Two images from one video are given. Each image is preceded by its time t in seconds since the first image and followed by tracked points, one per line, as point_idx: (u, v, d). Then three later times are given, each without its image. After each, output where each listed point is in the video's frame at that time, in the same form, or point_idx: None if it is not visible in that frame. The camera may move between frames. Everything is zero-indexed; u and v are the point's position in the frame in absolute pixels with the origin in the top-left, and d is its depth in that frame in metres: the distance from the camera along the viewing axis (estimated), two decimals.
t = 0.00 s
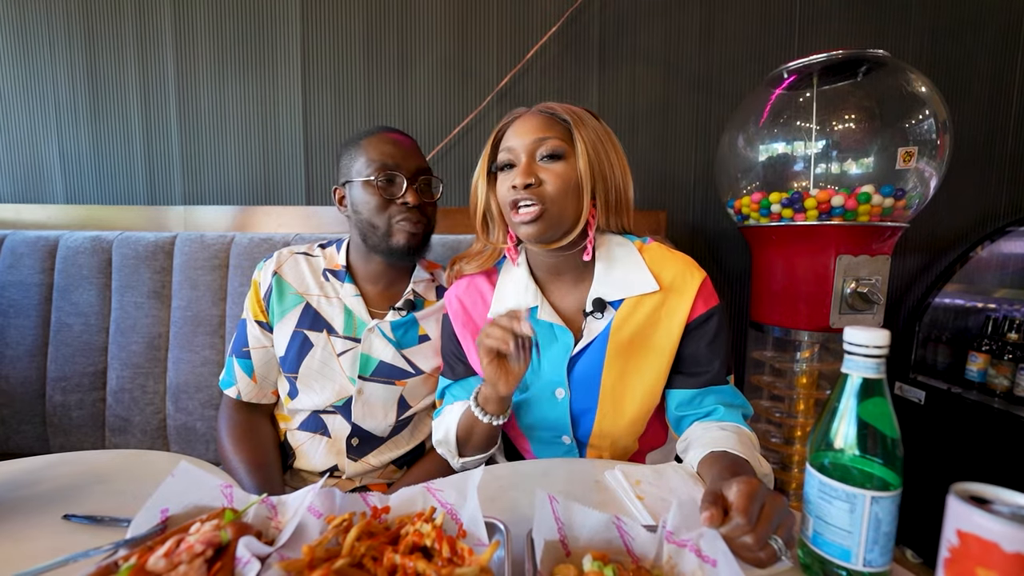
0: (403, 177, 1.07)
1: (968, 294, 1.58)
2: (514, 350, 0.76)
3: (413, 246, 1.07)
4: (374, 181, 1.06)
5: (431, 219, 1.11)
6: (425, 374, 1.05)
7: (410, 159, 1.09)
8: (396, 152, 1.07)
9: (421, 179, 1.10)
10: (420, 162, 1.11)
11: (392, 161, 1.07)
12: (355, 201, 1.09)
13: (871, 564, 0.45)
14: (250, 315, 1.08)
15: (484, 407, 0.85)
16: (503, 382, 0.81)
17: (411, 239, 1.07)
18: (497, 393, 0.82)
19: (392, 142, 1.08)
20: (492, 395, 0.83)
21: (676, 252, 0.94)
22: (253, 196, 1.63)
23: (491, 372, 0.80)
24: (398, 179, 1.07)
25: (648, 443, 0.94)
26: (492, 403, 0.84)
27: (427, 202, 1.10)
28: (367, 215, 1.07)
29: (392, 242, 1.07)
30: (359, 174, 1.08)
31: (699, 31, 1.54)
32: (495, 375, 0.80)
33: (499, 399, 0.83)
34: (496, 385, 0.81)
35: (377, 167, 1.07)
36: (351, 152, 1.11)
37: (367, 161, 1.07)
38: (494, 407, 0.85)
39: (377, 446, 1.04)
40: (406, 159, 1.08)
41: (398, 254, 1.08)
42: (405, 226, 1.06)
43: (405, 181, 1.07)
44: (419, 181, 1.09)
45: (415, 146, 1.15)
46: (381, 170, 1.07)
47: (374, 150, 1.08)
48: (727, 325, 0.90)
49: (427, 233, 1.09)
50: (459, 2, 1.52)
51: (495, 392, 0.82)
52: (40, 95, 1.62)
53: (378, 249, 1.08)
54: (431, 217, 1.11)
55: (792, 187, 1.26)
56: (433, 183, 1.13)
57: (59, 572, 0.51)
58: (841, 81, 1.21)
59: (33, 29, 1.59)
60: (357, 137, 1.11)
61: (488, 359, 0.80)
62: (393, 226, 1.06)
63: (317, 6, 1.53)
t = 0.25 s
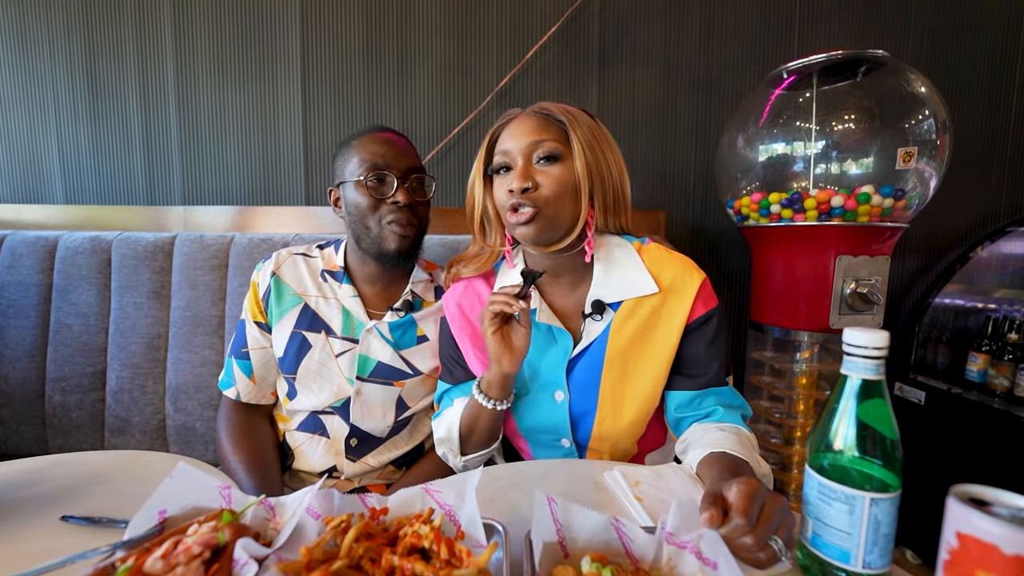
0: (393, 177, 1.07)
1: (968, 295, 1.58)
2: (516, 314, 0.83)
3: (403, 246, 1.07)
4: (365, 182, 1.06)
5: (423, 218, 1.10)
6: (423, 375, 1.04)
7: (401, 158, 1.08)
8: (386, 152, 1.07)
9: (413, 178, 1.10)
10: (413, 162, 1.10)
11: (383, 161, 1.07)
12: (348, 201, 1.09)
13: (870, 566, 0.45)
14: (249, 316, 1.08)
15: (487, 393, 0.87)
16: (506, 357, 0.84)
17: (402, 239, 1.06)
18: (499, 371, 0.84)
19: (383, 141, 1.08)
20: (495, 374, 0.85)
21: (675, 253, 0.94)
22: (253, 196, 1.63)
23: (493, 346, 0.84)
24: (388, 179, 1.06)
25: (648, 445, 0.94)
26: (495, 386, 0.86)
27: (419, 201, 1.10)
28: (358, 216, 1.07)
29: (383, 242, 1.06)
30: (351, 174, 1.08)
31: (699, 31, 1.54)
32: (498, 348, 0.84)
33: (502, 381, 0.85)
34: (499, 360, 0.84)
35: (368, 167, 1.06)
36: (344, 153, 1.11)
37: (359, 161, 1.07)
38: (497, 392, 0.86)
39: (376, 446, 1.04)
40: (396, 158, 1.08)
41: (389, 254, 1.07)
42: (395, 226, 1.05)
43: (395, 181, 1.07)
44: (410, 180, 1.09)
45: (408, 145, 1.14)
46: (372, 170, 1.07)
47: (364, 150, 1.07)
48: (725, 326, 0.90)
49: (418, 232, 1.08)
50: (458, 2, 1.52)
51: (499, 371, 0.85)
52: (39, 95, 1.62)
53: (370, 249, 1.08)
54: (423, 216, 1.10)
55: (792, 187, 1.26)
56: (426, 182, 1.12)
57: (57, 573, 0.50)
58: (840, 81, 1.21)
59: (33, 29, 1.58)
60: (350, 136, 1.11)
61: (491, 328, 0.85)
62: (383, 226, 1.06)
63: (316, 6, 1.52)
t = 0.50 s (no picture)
0: (386, 175, 1.06)
1: (969, 294, 1.58)
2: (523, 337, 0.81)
3: (395, 245, 1.06)
4: (358, 181, 1.06)
5: (418, 217, 1.09)
6: (423, 376, 1.04)
7: (396, 156, 1.08)
8: (381, 150, 1.07)
9: (408, 177, 1.09)
10: (409, 160, 1.10)
11: (377, 160, 1.06)
12: (343, 200, 1.10)
13: (874, 564, 0.45)
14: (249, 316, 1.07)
15: (493, 409, 0.85)
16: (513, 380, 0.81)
17: (393, 238, 1.05)
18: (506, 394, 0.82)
19: (379, 140, 1.08)
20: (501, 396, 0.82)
21: (676, 253, 0.94)
22: (253, 195, 1.63)
23: (502, 370, 0.81)
24: (381, 177, 1.06)
25: (648, 444, 0.94)
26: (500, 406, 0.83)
27: (413, 200, 1.09)
28: (352, 215, 1.08)
29: (376, 241, 1.06)
30: (346, 173, 1.08)
31: (699, 30, 1.54)
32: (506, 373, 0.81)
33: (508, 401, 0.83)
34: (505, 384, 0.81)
35: (362, 166, 1.06)
36: (341, 152, 1.11)
37: (354, 160, 1.07)
38: (503, 409, 0.84)
39: (377, 446, 1.04)
40: (391, 157, 1.07)
41: (381, 254, 1.07)
42: (387, 225, 1.05)
43: (388, 179, 1.06)
44: (404, 179, 1.08)
45: (407, 143, 1.13)
46: (366, 169, 1.07)
47: (359, 148, 1.07)
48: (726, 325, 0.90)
49: (412, 231, 1.08)
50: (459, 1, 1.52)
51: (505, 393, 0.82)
52: (40, 95, 1.62)
53: (363, 248, 1.08)
54: (417, 216, 1.09)
55: (793, 186, 1.25)
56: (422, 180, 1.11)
57: (58, 572, 0.50)
58: (841, 80, 1.21)
59: (33, 29, 1.58)
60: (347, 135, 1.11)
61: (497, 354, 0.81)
62: (375, 225, 1.05)
63: (317, 6, 1.52)
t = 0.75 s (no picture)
0: (385, 176, 1.06)
1: (969, 294, 1.58)
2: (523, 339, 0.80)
3: (390, 248, 1.06)
4: (358, 180, 1.06)
5: (416, 219, 1.09)
6: (425, 377, 1.04)
7: (397, 157, 1.07)
8: (383, 150, 1.06)
9: (408, 178, 1.09)
10: (411, 161, 1.09)
11: (378, 159, 1.06)
12: (344, 199, 1.10)
13: (875, 563, 0.45)
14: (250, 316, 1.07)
15: (493, 412, 0.85)
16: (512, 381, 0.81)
17: (389, 240, 1.05)
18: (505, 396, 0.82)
19: (382, 139, 1.07)
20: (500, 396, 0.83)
21: (677, 253, 0.94)
22: (254, 194, 1.63)
23: (500, 372, 0.81)
24: (380, 178, 1.06)
25: (649, 444, 0.94)
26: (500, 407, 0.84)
27: (412, 202, 1.08)
28: (351, 214, 1.08)
29: (372, 243, 1.06)
30: (347, 172, 1.08)
31: (700, 29, 1.54)
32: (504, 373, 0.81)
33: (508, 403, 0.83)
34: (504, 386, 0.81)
35: (363, 166, 1.07)
36: (345, 150, 1.11)
37: (357, 158, 1.07)
38: (503, 411, 0.84)
39: (378, 446, 1.04)
40: (392, 158, 1.07)
41: (376, 256, 1.07)
42: (383, 226, 1.05)
43: (388, 180, 1.06)
44: (403, 181, 1.08)
45: (412, 142, 1.12)
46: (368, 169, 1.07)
47: (362, 147, 1.07)
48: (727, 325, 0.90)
49: (408, 234, 1.07)
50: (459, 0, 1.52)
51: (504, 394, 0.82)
52: (40, 93, 1.62)
53: (360, 249, 1.08)
54: (415, 218, 1.09)
55: (793, 186, 1.25)
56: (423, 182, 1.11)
57: (59, 571, 0.50)
58: (842, 80, 1.21)
59: (34, 28, 1.58)
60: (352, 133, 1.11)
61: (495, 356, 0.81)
62: (371, 226, 1.06)
63: (317, 4, 1.52)
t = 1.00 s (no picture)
0: (387, 177, 1.06)
1: (968, 294, 1.58)
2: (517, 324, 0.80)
3: (390, 250, 1.06)
4: (360, 181, 1.07)
5: (416, 221, 1.09)
6: (425, 377, 1.04)
7: (399, 158, 1.07)
8: (384, 151, 1.07)
9: (410, 180, 1.08)
10: (413, 162, 1.09)
11: (380, 160, 1.06)
12: (346, 199, 1.10)
13: (874, 562, 0.45)
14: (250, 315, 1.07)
15: (491, 405, 0.85)
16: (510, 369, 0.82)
17: (388, 242, 1.05)
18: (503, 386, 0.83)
19: (384, 139, 1.07)
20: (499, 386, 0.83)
21: (677, 253, 0.94)
22: (253, 194, 1.63)
23: (497, 359, 0.82)
24: (381, 178, 1.06)
25: (648, 444, 0.94)
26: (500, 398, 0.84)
27: (412, 204, 1.08)
28: (352, 214, 1.08)
29: (372, 244, 1.06)
30: (349, 172, 1.08)
31: (700, 30, 1.54)
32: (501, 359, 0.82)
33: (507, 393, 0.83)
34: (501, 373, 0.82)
35: (365, 166, 1.07)
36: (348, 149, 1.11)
37: (359, 158, 1.08)
38: (502, 404, 0.84)
39: (377, 446, 1.04)
40: (394, 158, 1.07)
41: (376, 257, 1.07)
42: (383, 228, 1.05)
43: (389, 181, 1.06)
44: (404, 182, 1.07)
45: (414, 142, 1.12)
46: (370, 169, 1.07)
47: (365, 147, 1.07)
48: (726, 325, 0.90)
49: (408, 236, 1.07)
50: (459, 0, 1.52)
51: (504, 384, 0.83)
52: (40, 93, 1.62)
53: (360, 249, 1.08)
54: (415, 220, 1.08)
55: (793, 186, 1.25)
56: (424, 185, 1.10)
57: (58, 571, 0.50)
58: (841, 80, 1.21)
59: (33, 28, 1.58)
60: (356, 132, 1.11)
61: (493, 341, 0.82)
62: (372, 227, 1.06)
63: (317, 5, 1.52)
